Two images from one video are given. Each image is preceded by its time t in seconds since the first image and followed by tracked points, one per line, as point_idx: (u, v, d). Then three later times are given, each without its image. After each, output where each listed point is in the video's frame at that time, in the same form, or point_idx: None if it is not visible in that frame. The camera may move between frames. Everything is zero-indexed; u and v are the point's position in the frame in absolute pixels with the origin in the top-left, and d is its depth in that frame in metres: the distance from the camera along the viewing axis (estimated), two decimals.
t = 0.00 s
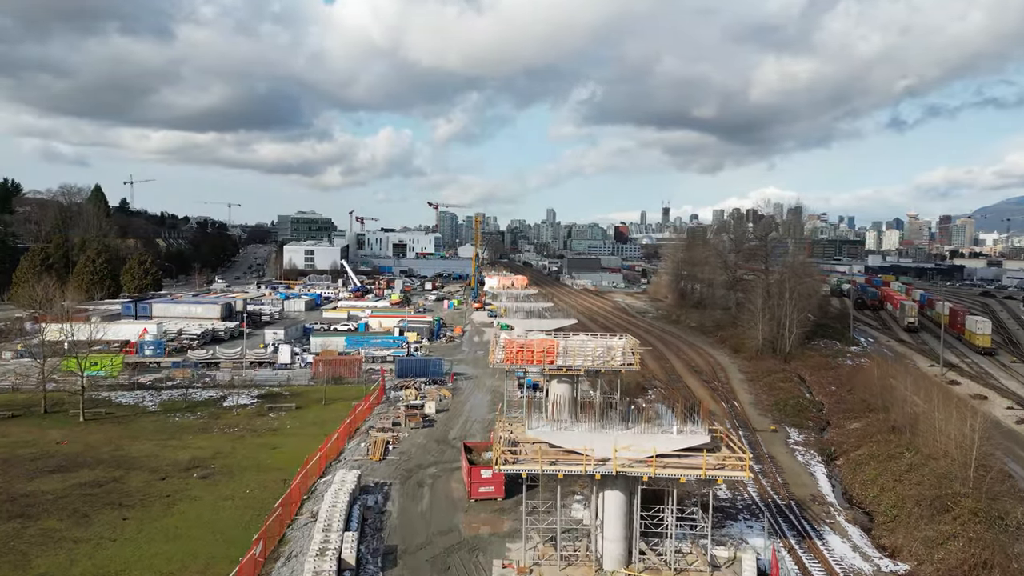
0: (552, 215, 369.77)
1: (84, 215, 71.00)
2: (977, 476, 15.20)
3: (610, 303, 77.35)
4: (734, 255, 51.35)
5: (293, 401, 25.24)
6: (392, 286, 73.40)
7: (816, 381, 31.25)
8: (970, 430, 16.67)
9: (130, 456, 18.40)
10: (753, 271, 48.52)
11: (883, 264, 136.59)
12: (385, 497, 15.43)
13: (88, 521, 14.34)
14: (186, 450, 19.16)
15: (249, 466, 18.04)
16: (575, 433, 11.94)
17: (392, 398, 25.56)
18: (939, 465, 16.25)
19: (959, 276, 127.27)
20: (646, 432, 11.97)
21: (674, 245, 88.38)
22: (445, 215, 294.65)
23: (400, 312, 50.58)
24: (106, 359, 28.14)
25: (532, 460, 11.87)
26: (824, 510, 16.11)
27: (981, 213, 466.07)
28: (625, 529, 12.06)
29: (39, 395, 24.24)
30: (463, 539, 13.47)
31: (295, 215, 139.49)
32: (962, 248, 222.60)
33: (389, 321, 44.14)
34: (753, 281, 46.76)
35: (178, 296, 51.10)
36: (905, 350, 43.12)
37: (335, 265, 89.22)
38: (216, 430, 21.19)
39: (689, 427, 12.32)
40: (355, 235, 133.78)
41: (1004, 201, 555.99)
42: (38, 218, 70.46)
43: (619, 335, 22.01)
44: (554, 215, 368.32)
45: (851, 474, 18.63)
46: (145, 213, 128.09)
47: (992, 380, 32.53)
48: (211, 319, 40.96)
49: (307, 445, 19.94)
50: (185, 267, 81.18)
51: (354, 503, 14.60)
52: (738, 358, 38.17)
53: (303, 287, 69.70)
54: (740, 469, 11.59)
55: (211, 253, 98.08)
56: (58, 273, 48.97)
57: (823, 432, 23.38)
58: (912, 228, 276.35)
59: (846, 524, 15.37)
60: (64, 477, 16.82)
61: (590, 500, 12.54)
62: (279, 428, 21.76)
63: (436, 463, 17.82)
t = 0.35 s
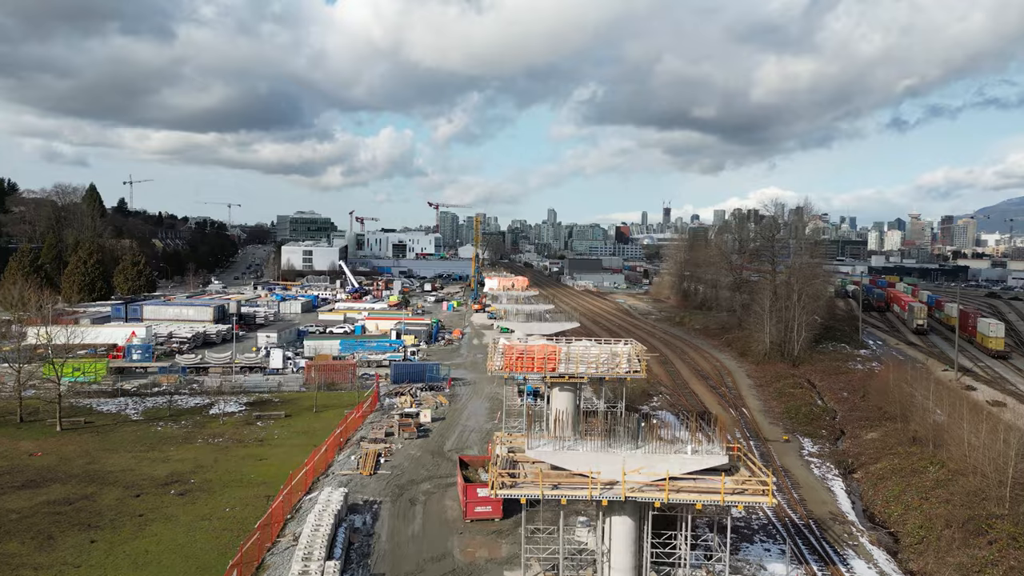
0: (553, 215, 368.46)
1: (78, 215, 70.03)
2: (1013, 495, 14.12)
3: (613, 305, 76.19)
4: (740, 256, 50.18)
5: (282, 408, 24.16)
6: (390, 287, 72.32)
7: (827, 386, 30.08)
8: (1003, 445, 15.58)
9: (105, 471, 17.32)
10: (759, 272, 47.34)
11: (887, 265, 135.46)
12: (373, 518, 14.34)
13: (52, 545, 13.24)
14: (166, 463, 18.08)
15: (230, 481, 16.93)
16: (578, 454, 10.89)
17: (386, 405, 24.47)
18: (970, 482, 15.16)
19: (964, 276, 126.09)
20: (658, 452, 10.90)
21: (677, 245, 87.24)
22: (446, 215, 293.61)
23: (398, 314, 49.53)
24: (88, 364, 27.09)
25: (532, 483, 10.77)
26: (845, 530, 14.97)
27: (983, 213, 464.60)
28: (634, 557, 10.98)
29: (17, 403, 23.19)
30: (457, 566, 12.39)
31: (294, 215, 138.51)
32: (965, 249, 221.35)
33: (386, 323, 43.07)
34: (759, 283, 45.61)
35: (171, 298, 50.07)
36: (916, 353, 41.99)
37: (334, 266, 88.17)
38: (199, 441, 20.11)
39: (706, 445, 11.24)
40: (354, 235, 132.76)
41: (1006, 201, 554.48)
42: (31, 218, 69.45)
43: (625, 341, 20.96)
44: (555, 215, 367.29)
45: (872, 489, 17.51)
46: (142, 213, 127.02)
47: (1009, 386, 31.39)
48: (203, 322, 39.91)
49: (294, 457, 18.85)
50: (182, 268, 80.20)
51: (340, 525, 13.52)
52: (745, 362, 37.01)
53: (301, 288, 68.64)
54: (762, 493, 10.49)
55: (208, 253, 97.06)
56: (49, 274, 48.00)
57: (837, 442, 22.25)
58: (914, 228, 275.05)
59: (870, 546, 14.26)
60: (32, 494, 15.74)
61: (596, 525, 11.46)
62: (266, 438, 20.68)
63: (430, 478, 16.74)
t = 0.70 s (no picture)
0: (554, 215, 367.54)
1: (73, 215, 69.07)
2: None
3: (614, 306, 75.08)
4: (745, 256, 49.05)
5: (271, 417, 23.08)
6: (389, 288, 71.27)
7: (840, 392, 28.94)
8: None
9: (77, 487, 16.24)
10: (766, 273, 46.21)
11: (892, 265, 134.18)
12: (360, 542, 13.26)
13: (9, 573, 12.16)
14: (143, 478, 17.00)
15: (209, 497, 15.86)
16: (583, 478, 9.87)
17: (379, 414, 23.38)
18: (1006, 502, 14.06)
19: (969, 277, 124.82)
20: (672, 476, 9.89)
21: (680, 245, 86.06)
22: (446, 215, 292.50)
23: (395, 316, 48.47)
24: (71, 368, 26.22)
25: (532, 512, 9.71)
26: (870, 553, 13.85)
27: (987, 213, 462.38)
28: None
29: None
30: None
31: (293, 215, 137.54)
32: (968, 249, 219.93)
33: (383, 326, 41.99)
34: (766, 284, 44.49)
35: (164, 299, 49.09)
36: (927, 357, 40.86)
37: (332, 266, 87.13)
38: (180, 453, 19.03)
39: (725, 467, 10.22)
40: (353, 236, 131.70)
41: (1008, 201, 552.49)
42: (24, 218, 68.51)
43: (631, 347, 19.92)
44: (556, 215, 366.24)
45: (896, 506, 16.39)
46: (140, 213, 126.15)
47: None
48: (195, 324, 38.86)
49: (279, 472, 17.76)
50: (179, 269, 79.26)
51: (323, 552, 12.43)
52: (752, 366, 35.88)
53: (298, 289, 67.60)
54: (788, 523, 9.46)
55: (206, 253, 96.02)
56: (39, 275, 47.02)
57: (854, 452, 21.13)
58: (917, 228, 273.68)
59: (898, 571, 13.14)
60: None
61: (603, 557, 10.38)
62: (252, 449, 19.60)
63: (423, 495, 15.65)
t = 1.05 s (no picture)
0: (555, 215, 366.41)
1: (67, 214, 68.07)
2: None
3: (616, 307, 73.92)
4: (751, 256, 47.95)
5: (258, 426, 22.00)
6: (388, 289, 70.23)
7: (853, 399, 27.76)
8: None
9: (46, 505, 15.18)
10: (772, 274, 45.09)
11: (895, 266, 133.09)
12: (345, 568, 12.18)
13: None
14: (117, 494, 15.94)
15: (186, 517, 14.80)
16: (590, 509, 9.18)
17: (372, 422, 22.27)
18: None
19: (974, 278, 123.64)
20: (689, 507, 9.18)
21: (683, 246, 84.95)
22: (447, 215, 291.37)
23: (393, 317, 47.40)
24: (53, 374, 25.10)
25: (532, 547, 8.93)
26: None
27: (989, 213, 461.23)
28: None
29: None
30: None
31: (292, 215, 136.53)
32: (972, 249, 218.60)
33: (380, 328, 40.92)
34: (773, 285, 43.34)
35: (157, 301, 48.05)
36: (940, 360, 39.77)
37: (331, 267, 86.09)
38: (160, 466, 17.97)
39: (751, 496, 9.45)
40: (353, 236, 130.65)
41: (1011, 202, 551.09)
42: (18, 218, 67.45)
43: (638, 353, 18.86)
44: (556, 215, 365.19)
45: (923, 526, 15.30)
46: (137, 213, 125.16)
47: None
48: (186, 327, 37.78)
49: (264, 487, 16.69)
50: (175, 270, 78.29)
51: None
52: (760, 370, 34.73)
53: (295, 290, 66.52)
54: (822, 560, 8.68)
55: (203, 254, 95.05)
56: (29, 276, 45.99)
57: (872, 465, 20.04)
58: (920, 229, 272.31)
59: None
60: None
61: None
62: (236, 462, 18.53)
63: (415, 515, 14.57)
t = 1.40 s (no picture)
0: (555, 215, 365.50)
1: (60, 214, 67.09)
2: None
3: (618, 308, 72.78)
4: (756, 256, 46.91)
5: (245, 435, 20.91)
6: (386, 290, 69.19)
7: (867, 406, 26.68)
8: None
9: (9, 525, 14.10)
10: (778, 275, 44.00)
11: (899, 266, 131.98)
12: None
13: None
14: (87, 513, 14.86)
15: (161, 538, 13.72)
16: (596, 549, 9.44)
17: (365, 431, 21.17)
18: None
19: (979, 279, 122.55)
20: (712, 546, 9.69)
21: (685, 246, 83.88)
22: (447, 215, 290.12)
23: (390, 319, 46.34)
24: (32, 381, 24.06)
25: None
26: None
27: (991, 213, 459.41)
28: None
29: None
30: None
31: (291, 215, 135.52)
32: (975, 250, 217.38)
33: (377, 330, 39.83)
34: (779, 287, 42.26)
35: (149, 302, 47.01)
36: (952, 364, 38.67)
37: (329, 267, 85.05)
38: (137, 481, 16.89)
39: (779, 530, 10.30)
40: (352, 236, 129.68)
41: (1013, 202, 549.37)
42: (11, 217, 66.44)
43: (645, 360, 17.76)
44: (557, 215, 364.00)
45: (953, 548, 14.22)
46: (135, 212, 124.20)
47: None
48: (177, 329, 36.72)
49: (246, 505, 15.58)
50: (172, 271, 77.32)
51: None
52: (768, 374, 33.63)
53: (292, 291, 65.45)
54: None
55: (201, 254, 94.08)
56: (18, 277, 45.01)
57: (893, 478, 18.96)
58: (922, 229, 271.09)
59: None
60: None
61: None
62: (219, 476, 17.45)
63: (406, 537, 13.49)
